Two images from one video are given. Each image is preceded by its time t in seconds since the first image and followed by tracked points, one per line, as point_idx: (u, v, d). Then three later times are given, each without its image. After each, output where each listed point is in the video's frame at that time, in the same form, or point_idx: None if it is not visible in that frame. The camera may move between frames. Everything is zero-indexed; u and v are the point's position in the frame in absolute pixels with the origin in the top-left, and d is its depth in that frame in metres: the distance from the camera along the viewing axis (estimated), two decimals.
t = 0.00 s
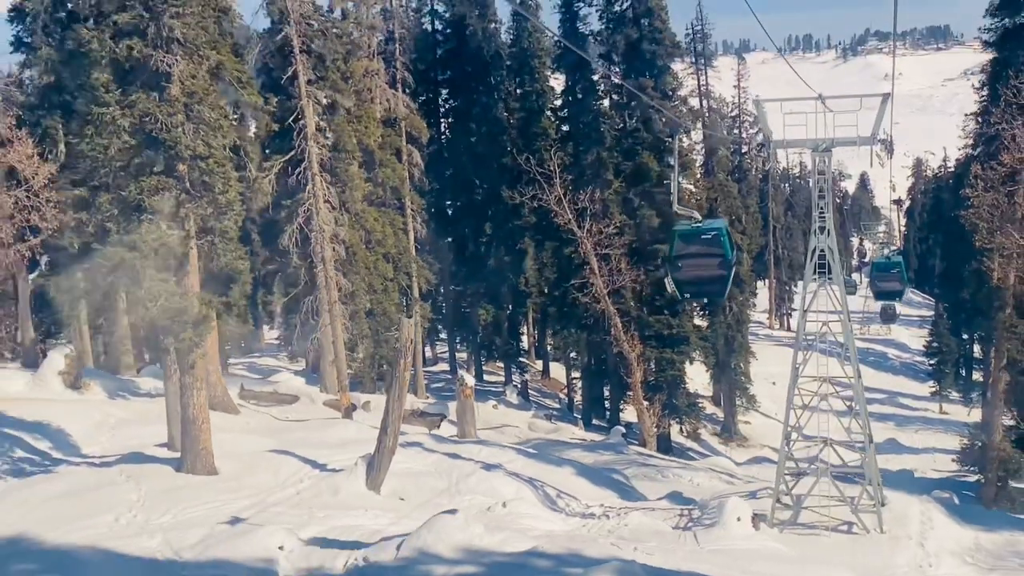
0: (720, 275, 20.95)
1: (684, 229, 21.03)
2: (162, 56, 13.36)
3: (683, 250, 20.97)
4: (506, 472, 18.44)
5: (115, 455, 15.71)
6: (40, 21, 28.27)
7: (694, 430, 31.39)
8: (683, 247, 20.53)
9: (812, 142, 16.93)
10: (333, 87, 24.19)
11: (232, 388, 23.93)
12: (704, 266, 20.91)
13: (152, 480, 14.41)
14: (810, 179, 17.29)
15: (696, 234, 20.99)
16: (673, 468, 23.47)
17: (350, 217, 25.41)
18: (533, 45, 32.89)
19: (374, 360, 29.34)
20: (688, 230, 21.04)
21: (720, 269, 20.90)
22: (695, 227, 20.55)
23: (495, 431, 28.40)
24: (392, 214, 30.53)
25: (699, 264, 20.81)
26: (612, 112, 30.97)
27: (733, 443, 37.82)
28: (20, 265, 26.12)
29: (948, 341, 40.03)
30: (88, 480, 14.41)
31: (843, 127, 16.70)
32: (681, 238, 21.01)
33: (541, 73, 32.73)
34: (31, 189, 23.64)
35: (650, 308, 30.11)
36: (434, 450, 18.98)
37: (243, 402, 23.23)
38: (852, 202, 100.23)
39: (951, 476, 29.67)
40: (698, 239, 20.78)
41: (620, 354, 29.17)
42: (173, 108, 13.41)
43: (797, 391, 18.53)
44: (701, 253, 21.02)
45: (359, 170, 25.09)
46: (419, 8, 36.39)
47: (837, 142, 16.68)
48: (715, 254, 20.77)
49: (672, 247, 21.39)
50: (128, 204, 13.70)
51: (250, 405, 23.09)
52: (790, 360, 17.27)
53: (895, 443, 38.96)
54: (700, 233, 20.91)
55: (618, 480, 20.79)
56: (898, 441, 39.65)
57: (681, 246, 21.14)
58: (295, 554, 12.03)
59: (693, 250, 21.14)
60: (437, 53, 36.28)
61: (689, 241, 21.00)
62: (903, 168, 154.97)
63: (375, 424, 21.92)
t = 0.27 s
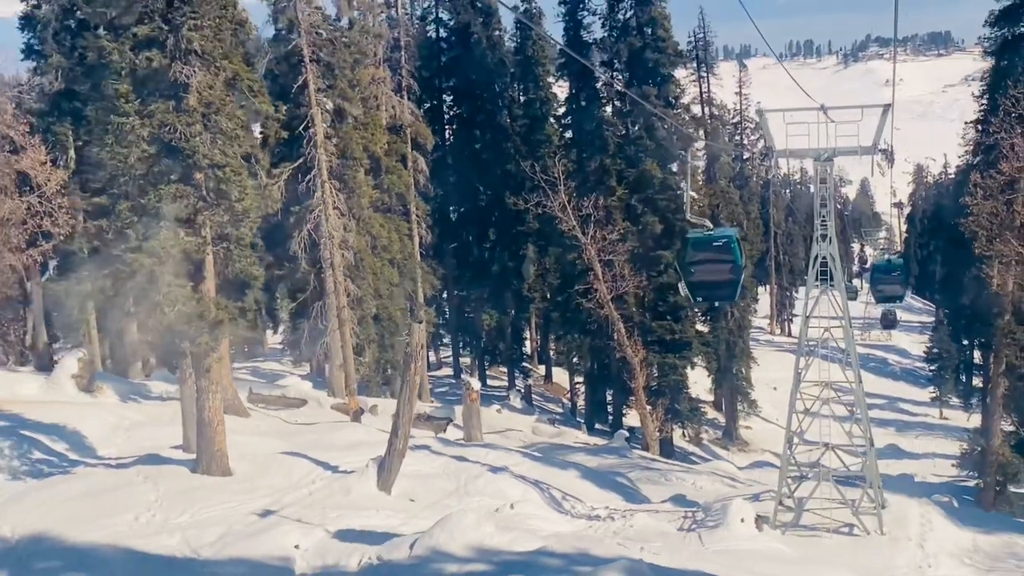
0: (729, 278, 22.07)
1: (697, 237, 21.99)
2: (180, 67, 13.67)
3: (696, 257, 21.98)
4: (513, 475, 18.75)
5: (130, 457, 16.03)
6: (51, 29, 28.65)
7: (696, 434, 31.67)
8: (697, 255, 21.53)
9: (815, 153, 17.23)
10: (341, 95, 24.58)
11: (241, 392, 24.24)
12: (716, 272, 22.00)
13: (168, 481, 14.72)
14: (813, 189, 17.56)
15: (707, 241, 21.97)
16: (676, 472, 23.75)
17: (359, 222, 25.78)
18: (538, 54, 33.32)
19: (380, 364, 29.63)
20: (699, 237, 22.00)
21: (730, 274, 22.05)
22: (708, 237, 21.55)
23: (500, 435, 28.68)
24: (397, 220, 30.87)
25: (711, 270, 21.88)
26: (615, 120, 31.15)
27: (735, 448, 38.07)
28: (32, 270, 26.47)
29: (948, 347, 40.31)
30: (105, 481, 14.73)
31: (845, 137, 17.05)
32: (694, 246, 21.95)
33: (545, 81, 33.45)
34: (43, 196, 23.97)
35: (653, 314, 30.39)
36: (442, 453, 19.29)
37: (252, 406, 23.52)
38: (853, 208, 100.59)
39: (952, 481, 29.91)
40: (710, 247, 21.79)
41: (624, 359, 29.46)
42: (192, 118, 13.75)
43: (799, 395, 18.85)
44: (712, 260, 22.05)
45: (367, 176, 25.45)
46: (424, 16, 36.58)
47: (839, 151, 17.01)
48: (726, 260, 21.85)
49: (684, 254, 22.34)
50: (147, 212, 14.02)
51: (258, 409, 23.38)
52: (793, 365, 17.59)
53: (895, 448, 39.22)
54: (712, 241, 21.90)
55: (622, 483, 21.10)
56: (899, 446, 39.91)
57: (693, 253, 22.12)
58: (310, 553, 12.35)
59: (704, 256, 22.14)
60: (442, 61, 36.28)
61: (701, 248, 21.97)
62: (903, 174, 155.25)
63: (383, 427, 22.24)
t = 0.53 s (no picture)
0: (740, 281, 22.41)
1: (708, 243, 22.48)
2: (199, 75, 13.97)
3: (707, 262, 22.43)
4: (520, 475, 19.09)
5: (147, 456, 16.36)
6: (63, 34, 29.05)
7: (699, 436, 31.97)
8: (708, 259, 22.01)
9: (817, 159, 17.63)
10: (350, 100, 24.93)
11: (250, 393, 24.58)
12: (726, 276, 22.40)
13: (186, 479, 15.07)
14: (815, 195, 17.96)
15: (718, 246, 22.42)
16: (679, 473, 24.07)
17: (367, 226, 26.16)
18: (543, 59, 33.71)
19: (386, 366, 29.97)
20: (710, 242, 22.47)
21: (740, 278, 22.40)
22: (718, 241, 22.03)
23: (505, 436, 28.99)
24: (403, 224, 31.21)
25: (721, 274, 22.28)
26: (619, 126, 31.64)
27: (737, 450, 38.35)
28: (44, 272, 26.84)
29: (949, 350, 40.61)
30: (124, 479, 15.06)
31: (847, 144, 17.41)
32: (705, 251, 22.45)
33: (549, 87, 33.82)
34: (56, 199, 24.32)
35: (656, 317, 30.68)
36: (451, 454, 19.62)
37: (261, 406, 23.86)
38: (854, 211, 100.92)
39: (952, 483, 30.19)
40: (720, 251, 22.24)
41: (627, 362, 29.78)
42: (211, 125, 14.10)
43: (802, 397, 19.19)
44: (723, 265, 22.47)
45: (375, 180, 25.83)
46: (430, 21, 36.99)
47: (840, 158, 17.38)
48: (736, 265, 22.24)
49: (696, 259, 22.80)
50: (167, 217, 14.39)
51: (268, 409, 23.72)
52: (795, 368, 17.94)
53: (896, 450, 39.51)
54: (722, 246, 22.36)
55: (627, 484, 21.43)
56: (899, 449, 40.19)
57: (704, 258, 22.57)
58: (326, 549, 12.69)
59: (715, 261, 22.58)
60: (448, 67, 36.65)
61: (712, 253, 22.43)
62: (905, 178, 155.53)
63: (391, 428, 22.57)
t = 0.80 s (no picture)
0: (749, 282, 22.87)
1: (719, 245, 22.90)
2: (217, 82, 14.30)
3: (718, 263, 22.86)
4: (528, 472, 19.45)
5: (164, 453, 16.71)
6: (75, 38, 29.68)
7: (702, 436, 32.30)
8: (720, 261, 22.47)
9: (821, 163, 17.95)
10: (359, 104, 25.31)
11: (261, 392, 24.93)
12: (736, 277, 22.86)
13: (203, 475, 15.42)
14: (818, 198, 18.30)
15: (729, 248, 22.86)
16: (683, 472, 24.40)
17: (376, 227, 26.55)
18: (548, 63, 34.19)
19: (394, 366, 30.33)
20: (721, 244, 22.90)
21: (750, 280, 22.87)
22: (730, 243, 22.49)
23: (511, 435, 29.34)
24: (411, 226, 31.55)
25: (731, 275, 22.74)
26: (623, 128, 31.96)
27: (739, 450, 38.67)
28: (57, 272, 27.22)
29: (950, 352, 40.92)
30: (142, 476, 15.42)
31: (849, 148, 17.76)
32: (716, 252, 22.87)
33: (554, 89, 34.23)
34: (70, 201, 24.71)
35: (661, 318, 30.96)
36: (460, 452, 19.98)
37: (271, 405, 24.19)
38: (856, 212, 101.27)
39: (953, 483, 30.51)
40: (731, 253, 22.69)
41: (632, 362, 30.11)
42: (229, 130, 14.43)
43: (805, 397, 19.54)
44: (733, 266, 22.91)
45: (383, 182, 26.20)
46: (436, 24, 37.56)
47: (844, 162, 17.75)
48: (746, 266, 22.73)
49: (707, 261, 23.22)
50: (186, 219, 14.73)
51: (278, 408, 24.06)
52: (798, 368, 18.28)
53: (897, 451, 39.82)
54: (733, 248, 22.80)
55: (633, 482, 21.78)
56: (901, 449, 40.51)
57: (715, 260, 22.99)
58: (342, 543, 13.07)
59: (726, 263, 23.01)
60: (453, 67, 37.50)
61: (724, 255, 22.87)
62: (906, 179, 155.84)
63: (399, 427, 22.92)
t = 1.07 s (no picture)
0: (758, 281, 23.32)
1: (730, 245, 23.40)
2: (234, 86, 14.63)
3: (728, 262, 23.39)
4: (535, 469, 19.79)
5: (179, 449, 17.06)
6: (86, 39, 29.83)
7: (705, 435, 32.61)
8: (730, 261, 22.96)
9: (824, 167, 18.30)
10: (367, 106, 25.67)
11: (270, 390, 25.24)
12: (744, 277, 23.31)
13: (219, 470, 15.77)
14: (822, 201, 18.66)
15: (739, 248, 23.32)
16: (687, 469, 24.72)
17: (384, 227, 26.92)
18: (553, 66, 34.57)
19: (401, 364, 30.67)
20: (732, 245, 23.40)
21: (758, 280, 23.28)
22: (739, 242, 22.99)
23: (516, 433, 29.66)
24: (417, 225, 31.87)
25: (739, 275, 23.23)
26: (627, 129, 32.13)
27: (741, 449, 38.98)
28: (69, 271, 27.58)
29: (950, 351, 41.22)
30: (159, 471, 15.76)
31: (851, 151, 18.09)
32: (727, 252, 23.39)
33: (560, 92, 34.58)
34: (83, 200, 25.10)
35: (665, 317, 31.23)
36: (468, 448, 20.32)
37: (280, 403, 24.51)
38: (858, 212, 101.61)
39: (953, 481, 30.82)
40: (740, 253, 23.18)
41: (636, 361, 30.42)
42: (246, 133, 14.77)
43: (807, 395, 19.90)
44: (743, 266, 23.36)
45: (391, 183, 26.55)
46: (442, 26, 38.01)
47: (847, 166, 18.14)
48: (753, 266, 23.16)
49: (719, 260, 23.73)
50: (205, 220, 15.10)
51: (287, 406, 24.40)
52: (802, 367, 18.61)
53: (898, 450, 40.13)
54: (742, 249, 23.27)
55: (638, 479, 22.13)
56: (902, 449, 40.80)
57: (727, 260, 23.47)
58: (357, 536, 13.44)
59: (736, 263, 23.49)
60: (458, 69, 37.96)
61: (734, 255, 23.36)
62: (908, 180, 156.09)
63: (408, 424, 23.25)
